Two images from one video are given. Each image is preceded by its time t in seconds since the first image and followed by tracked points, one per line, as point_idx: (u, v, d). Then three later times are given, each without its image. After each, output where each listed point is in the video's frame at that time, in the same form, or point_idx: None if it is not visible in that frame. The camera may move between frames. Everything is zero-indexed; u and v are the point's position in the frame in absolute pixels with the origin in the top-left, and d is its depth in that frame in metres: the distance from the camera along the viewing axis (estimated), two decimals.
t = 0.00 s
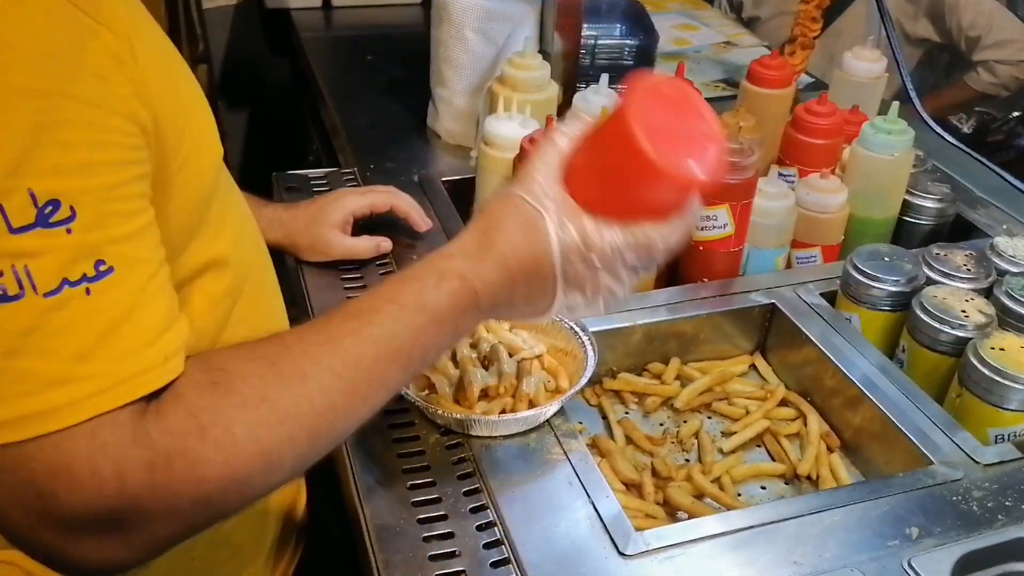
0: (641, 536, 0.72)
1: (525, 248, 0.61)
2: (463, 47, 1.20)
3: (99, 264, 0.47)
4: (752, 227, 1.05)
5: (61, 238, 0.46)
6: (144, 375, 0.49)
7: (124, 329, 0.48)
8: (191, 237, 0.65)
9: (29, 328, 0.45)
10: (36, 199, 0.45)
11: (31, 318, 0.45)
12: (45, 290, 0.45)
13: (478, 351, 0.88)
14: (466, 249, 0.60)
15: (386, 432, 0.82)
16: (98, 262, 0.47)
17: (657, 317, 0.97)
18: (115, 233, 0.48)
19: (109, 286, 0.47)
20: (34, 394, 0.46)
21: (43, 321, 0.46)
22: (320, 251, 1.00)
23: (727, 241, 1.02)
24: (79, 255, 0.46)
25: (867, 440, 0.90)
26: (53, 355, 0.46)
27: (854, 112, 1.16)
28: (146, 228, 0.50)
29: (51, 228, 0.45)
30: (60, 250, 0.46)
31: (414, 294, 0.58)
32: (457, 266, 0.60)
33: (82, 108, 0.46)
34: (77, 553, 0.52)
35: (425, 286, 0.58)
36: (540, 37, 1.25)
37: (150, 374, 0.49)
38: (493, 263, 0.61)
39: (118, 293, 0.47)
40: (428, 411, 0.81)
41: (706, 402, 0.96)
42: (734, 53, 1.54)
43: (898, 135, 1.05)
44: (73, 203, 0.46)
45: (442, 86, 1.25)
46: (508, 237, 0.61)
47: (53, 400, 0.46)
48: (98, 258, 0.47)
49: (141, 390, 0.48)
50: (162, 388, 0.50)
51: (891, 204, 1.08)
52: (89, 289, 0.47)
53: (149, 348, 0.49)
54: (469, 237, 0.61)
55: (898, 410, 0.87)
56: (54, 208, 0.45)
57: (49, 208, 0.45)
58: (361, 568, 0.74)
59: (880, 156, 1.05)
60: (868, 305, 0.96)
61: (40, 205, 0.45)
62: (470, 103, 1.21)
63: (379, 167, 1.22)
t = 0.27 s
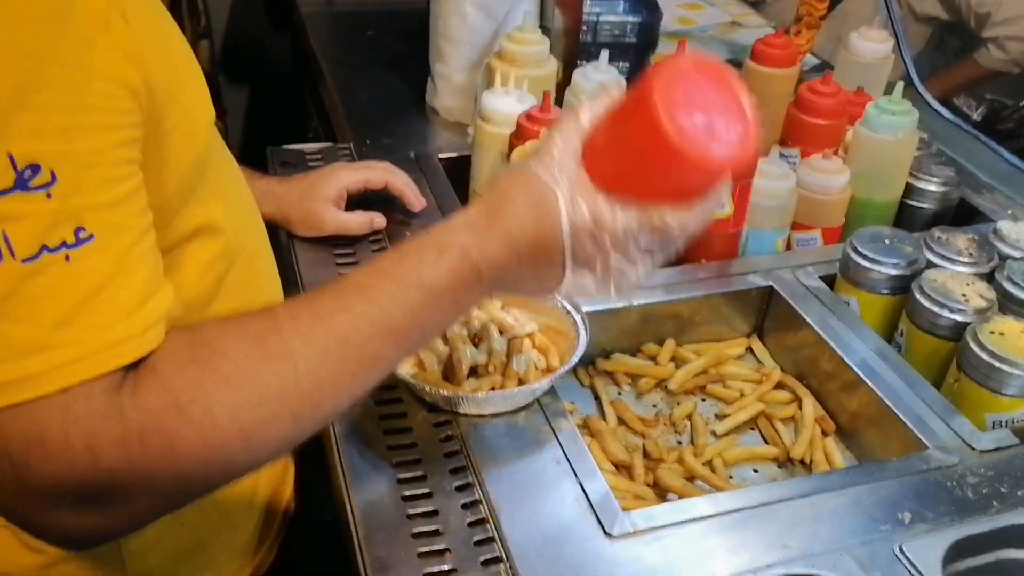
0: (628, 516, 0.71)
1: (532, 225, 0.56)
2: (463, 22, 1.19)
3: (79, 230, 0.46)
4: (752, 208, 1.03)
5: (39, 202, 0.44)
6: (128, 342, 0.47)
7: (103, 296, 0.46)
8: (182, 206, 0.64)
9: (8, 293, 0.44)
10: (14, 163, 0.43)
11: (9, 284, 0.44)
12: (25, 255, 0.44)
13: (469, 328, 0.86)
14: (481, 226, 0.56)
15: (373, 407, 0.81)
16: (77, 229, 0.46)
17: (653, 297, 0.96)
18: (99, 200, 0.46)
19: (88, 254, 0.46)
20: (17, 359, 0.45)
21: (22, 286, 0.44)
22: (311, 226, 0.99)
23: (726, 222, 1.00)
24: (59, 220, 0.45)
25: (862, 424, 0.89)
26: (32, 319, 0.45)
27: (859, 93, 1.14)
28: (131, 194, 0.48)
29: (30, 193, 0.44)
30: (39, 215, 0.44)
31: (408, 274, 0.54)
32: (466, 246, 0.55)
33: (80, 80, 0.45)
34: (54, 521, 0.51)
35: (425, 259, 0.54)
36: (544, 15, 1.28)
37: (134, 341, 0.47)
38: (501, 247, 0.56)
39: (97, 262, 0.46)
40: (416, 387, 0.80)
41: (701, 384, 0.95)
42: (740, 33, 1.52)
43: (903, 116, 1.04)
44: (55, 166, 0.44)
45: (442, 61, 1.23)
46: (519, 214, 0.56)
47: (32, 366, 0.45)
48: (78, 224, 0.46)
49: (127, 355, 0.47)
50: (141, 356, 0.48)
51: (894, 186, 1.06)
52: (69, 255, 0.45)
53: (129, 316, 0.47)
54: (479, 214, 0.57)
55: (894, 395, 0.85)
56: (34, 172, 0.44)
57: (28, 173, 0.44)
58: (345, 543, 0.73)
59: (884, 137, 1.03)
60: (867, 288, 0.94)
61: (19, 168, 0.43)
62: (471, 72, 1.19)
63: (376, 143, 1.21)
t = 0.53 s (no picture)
0: (605, 504, 0.70)
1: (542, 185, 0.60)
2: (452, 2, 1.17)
3: (136, 179, 0.44)
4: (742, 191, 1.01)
5: (99, 158, 0.43)
6: (196, 286, 0.46)
7: (169, 242, 0.45)
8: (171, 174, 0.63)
9: (91, 250, 0.42)
10: (73, 120, 0.42)
11: (91, 238, 0.42)
12: (101, 207, 0.42)
13: (449, 312, 0.85)
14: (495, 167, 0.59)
15: (350, 392, 0.80)
16: (136, 177, 0.44)
17: (639, 282, 0.94)
18: (140, 149, 0.44)
19: (149, 202, 0.44)
20: (97, 315, 0.43)
21: (105, 241, 0.42)
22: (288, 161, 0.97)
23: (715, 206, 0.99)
24: (121, 171, 0.43)
25: (848, 412, 0.87)
26: (109, 272, 0.43)
27: (854, 76, 1.12)
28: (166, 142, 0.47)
29: (90, 148, 0.43)
30: (100, 168, 0.43)
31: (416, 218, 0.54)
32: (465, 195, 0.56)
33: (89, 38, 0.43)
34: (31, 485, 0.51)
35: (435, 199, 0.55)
36: None
37: (200, 283, 0.46)
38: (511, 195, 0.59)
39: (161, 211, 0.44)
40: (395, 372, 0.79)
41: (686, 369, 0.93)
42: (736, 15, 1.50)
43: (896, 98, 1.02)
44: (106, 119, 0.43)
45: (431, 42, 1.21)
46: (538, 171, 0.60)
47: (111, 323, 0.43)
48: (135, 173, 0.44)
49: (194, 302, 0.46)
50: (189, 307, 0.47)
51: (887, 171, 1.04)
52: (134, 207, 0.43)
53: (196, 258, 0.46)
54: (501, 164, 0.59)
55: (880, 383, 0.84)
56: (89, 128, 0.42)
57: (86, 128, 0.42)
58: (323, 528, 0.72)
59: (876, 120, 1.01)
60: (856, 274, 0.93)
61: (78, 126, 0.42)
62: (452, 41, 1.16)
63: (363, 125, 1.19)
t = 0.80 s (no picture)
0: (588, 498, 0.70)
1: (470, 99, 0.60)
2: None
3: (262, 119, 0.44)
4: (731, 180, 1.00)
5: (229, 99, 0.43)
6: (357, 142, 0.53)
7: (316, 117, 0.52)
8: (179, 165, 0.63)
9: (291, 129, 0.50)
10: (237, 28, 0.49)
11: (283, 136, 0.50)
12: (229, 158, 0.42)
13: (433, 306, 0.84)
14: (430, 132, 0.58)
15: (333, 388, 0.80)
16: (287, 65, 0.52)
17: (626, 274, 0.94)
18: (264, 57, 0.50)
19: (301, 87, 0.52)
20: (291, 202, 0.51)
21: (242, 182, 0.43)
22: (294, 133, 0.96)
23: (703, 195, 0.98)
24: (271, 56, 0.51)
25: (837, 402, 0.86)
26: (303, 149, 0.51)
27: (844, 61, 1.11)
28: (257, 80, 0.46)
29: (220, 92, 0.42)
30: (265, 63, 0.50)
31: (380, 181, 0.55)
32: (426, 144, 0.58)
33: None
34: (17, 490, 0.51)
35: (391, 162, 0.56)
36: None
37: (358, 135, 0.54)
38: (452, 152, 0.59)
39: (314, 91, 0.52)
40: (377, 369, 0.78)
41: (675, 361, 0.93)
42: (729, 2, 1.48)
43: (887, 84, 1.01)
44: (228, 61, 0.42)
45: (419, 33, 1.19)
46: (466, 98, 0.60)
47: (293, 215, 0.52)
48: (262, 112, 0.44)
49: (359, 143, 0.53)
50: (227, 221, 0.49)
51: (878, 158, 1.03)
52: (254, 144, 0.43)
53: (351, 119, 0.54)
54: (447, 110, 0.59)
55: (868, 372, 0.83)
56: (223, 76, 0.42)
57: (245, 30, 0.50)
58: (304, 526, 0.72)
59: (867, 107, 1.00)
60: (845, 262, 0.92)
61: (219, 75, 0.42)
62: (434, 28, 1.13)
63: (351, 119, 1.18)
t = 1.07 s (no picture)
0: (580, 492, 0.69)
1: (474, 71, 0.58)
2: None
3: (190, 182, 0.40)
4: (724, 165, 0.99)
5: (143, 170, 0.39)
6: (242, 295, 0.43)
7: (219, 247, 0.41)
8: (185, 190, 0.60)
9: (157, 259, 0.39)
10: (127, 133, 0.38)
11: (158, 247, 0.39)
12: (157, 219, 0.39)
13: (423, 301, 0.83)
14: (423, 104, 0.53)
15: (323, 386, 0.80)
16: (191, 177, 0.40)
17: (618, 263, 0.93)
18: (192, 144, 0.41)
19: (207, 199, 0.41)
20: (146, 333, 0.40)
21: (152, 250, 0.39)
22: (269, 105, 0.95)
23: (696, 181, 0.97)
24: (174, 176, 0.40)
25: (834, 387, 0.85)
26: (177, 280, 0.40)
27: (839, 43, 1.10)
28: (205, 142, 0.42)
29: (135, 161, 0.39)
30: (159, 177, 0.39)
31: (393, 160, 0.50)
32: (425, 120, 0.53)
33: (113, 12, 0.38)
34: None
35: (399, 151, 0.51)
36: None
37: (252, 283, 0.43)
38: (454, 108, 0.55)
39: (217, 203, 0.41)
40: (366, 366, 0.77)
41: (670, 350, 0.92)
42: None
43: (881, 64, 1.00)
44: (150, 125, 0.39)
45: (407, 24, 1.18)
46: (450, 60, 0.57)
47: (149, 344, 0.40)
48: (188, 175, 0.40)
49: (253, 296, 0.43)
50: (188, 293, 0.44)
51: (874, 140, 1.02)
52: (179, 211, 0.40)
53: (244, 266, 0.43)
54: (431, 86, 0.55)
55: (865, 357, 0.82)
56: (139, 142, 0.39)
57: (140, 141, 0.39)
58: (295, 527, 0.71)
59: (861, 88, 0.99)
60: (841, 246, 0.91)
61: (129, 142, 0.38)
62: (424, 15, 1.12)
63: (341, 113, 1.18)
